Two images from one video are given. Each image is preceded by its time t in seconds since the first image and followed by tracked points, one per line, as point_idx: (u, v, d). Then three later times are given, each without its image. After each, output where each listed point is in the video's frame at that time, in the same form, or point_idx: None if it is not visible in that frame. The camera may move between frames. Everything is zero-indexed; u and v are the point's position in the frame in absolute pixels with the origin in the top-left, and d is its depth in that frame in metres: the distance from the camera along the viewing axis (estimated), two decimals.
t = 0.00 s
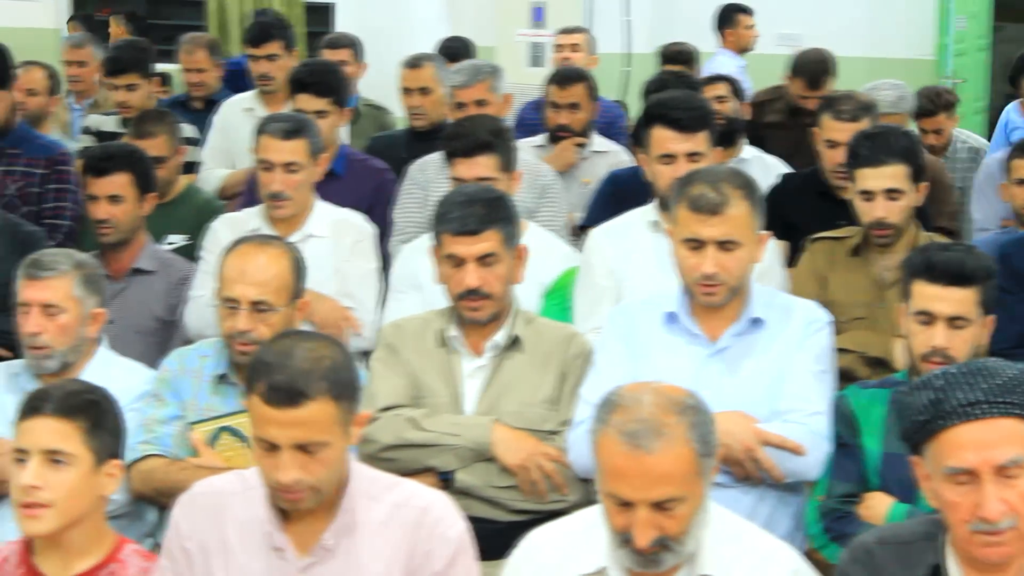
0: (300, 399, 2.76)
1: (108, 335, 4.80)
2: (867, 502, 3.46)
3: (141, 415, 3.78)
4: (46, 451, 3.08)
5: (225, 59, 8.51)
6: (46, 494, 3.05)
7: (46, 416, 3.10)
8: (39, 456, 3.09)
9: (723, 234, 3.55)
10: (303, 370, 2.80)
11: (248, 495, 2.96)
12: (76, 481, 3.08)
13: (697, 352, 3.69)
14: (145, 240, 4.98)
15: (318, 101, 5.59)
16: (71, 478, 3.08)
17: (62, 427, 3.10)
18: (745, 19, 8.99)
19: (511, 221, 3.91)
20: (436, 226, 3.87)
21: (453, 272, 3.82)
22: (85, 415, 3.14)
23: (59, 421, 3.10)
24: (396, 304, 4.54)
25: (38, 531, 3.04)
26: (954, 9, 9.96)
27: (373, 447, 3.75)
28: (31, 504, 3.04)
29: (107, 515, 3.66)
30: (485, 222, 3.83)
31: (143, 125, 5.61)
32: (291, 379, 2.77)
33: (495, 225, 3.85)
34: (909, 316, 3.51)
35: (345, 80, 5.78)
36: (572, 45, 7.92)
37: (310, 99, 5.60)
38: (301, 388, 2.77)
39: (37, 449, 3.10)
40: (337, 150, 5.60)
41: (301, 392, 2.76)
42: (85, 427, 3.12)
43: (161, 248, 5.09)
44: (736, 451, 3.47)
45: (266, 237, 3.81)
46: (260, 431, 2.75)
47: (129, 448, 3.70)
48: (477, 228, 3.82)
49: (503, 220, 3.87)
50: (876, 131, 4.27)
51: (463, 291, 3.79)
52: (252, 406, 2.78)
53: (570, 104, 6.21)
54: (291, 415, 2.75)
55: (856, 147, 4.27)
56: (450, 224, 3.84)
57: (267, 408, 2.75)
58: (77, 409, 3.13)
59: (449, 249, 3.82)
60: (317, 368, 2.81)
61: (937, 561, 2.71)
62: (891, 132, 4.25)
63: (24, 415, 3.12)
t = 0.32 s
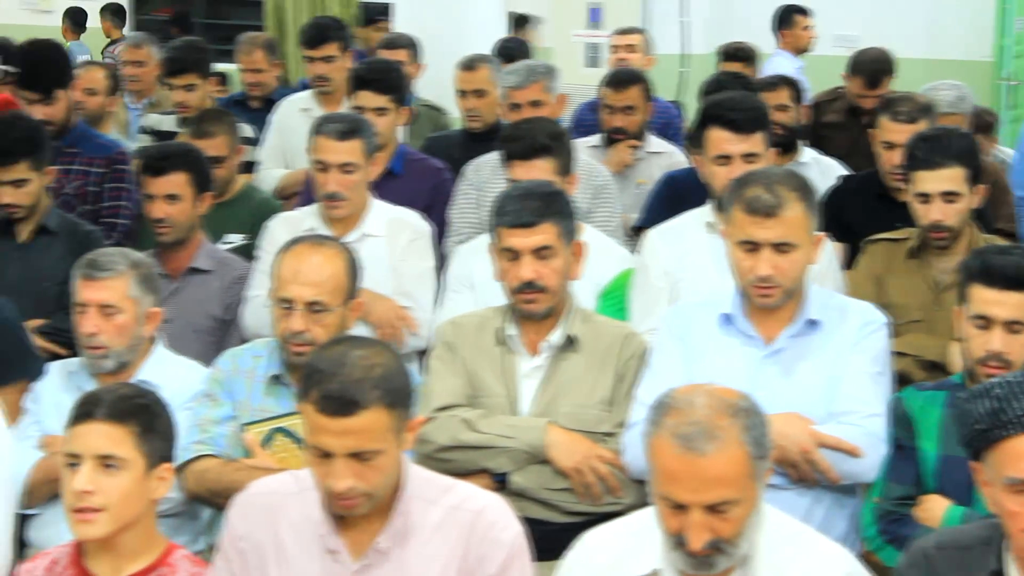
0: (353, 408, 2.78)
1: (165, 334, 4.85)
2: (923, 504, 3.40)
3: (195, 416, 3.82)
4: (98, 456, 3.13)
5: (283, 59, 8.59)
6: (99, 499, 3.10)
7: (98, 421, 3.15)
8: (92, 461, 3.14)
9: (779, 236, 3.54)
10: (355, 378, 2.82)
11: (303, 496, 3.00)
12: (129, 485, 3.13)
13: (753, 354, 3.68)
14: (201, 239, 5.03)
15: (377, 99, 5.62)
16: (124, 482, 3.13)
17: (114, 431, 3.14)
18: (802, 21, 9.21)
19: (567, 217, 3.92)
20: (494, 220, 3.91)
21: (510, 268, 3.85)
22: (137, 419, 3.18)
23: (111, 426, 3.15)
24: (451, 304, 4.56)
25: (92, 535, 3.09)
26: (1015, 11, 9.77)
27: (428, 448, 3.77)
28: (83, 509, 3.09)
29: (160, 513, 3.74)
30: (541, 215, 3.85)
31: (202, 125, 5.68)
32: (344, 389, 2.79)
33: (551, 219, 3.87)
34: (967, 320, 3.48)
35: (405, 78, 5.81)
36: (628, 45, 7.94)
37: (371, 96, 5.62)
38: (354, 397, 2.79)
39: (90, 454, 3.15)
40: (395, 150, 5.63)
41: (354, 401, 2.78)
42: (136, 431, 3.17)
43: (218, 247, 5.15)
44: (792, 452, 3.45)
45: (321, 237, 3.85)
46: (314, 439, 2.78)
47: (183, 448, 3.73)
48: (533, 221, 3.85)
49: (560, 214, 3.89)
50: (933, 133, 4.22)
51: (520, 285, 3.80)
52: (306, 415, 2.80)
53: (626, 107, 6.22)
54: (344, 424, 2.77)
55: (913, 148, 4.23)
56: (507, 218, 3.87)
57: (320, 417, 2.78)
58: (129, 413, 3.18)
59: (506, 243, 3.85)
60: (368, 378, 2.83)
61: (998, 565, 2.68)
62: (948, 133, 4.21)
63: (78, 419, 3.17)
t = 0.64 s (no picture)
0: (409, 407, 2.81)
1: (221, 332, 4.92)
2: (979, 506, 3.38)
3: (250, 417, 3.87)
4: (147, 455, 3.18)
5: (338, 59, 8.66)
6: (149, 497, 3.14)
7: (148, 421, 3.20)
8: (142, 460, 3.19)
9: (833, 237, 3.53)
10: (411, 378, 2.84)
11: (357, 496, 3.03)
12: (179, 484, 3.18)
13: (806, 355, 3.67)
14: (256, 238, 5.08)
15: (432, 96, 5.64)
16: (175, 480, 3.18)
17: (163, 431, 3.20)
18: (858, 21, 9.23)
19: (622, 215, 3.93)
20: (548, 217, 3.93)
21: (564, 269, 3.86)
22: (186, 418, 3.23)
23: (161, 425, 3.20)
24: (504, 303, 4.58)
25: (143, 534, 3.14)
26: None
27: (481, 447, 3.79)
28: (135, 508, 3.13)
29: (213, 511, 3.80)
30: (597, 212, 3.87)
31: (259, 125, 5.74)
32: (400, 388, 2.82)
33: (606, 217, 3.89)
34: None
35: (461, 77, 5.83)
36: (684, 46, 7.94)
37: (425, 94, 5.65)
38: (410, 397, 2.81)
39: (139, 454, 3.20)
40: (450, 148, 5.66)
41: (409, 400, 2.81)
42: (186, 430, 3.22)
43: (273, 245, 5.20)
44: (846, 453, 3.44)
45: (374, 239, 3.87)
46: (370, 437, 2.81)
47: (239, 448, 3.79)
48: (589, 218, 3.87)
49: (614, 213, 3.91)
50: (991, 134, 4.17)
51: (574, 282, 3.82)
52: (363, 414, 2.83)
53: (682, 108, 6.23)
54: (400, 423, 2.80)
55: (970, 150, 4.19)
56: (561, 215, 3.89)
57: (376, 416, 2.81)
58: (178, 412, 3.23)
59: (561, 240, 3.87)
60: (425, 377, 2.86)
61: None
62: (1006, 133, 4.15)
63: (127, 420, 3.23)
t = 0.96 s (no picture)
0: (447, 407, 2.83)
1: (259, 332, 4.93)
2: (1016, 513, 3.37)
3: (290, 415, 3.91)
4: (183, 458, 3.21)
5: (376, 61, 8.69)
6: (187, 500, 3.17)
7: (182, 425, 3.22)
8: (177, 464, 3.21)
9: (870, 241, 3.52)
10: (450, 378, 2.86)
11: (395, 496, 3.05)
12: (216, 485, 3.20)
13: (843, 357, 3.67)
14: (295, 238, 5.11)
15: (469, 98, 5.67)
16: (211, 482, 3.20)
17: (198, 434, 3.22)
18: (898, 23, 9.18)
19: (659, 216, 3.94)
20: (585, 218, 3.94)
21: (601, 270, 3.87)
22: (219, 419, 3.26)
23: (195, 428, 3.22)
24: (539, 305, 4.60)
25: (181, 535, 3.16)
26: None
27: (518, 448, 3.81)
28: (172, 510, 3.16)
29: (251, 511, 3.82)
30: (633, 213, 3.88)
31: (298, 126, 5.78)
32: (439, 388, 2.84)
33: (643, 217, 3.89)
34: None
35: (499, 78, 5.85)
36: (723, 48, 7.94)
37: (463, 95, 5.68)
38: (448, 397, 2.83)
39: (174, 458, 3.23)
40: (488, 150, 5.68)
41: (447, 400, 2.83)
42: (220, 431, 3.24)
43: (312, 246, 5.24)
44: (883, 456, 3.43)
45: (412, 240, 3.90)
46: (407, 437, 2.83)
47: (278, 445, 3.82)
48: (625, 219, 3.88)
49: (651, 214, 3.91)
50: None
51: (611, 283, 3.83)
52: (400, 413, 2.85)
53: (723, 110, 6.21)
54: (438, 423, 2.82)
55: (1010, 152, 4.17)
56: (598, 216, 3.90)
57: (414, 416, 2.83)
58: (211, 414, 3.25)
59: (598, 241, 3.88)
60: (464, 377, 2.88)
61: None
62: None
63: (162, 421, 3.25)
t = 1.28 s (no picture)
0: (472, 413, 2.84)
1: (281, 340, 4.95)
2: None
3: (316, 419, 3.93)
4: (204, 484, 3.18)
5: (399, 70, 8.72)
6: (215, 522, 3.15)
7: (196, 452, 3.19)
8: (199, 489, 3.19)
9: (891, 250, 3.52)
10: (475, 384, 2.88)
11: (419, 502, 3.06)
12: (241, 504, 3.19)
13: (866, 367, 3.67)
14: (317, 246, 5.13)
15: (490, 106, 5.70)
16: (235, 502, 3.18)
17: (214, 459, 3.19)
18: (919, 32, 9.17)
19: (681, 224, 3.95)
20: (607, 226, 3.95)
21: (623, 278, 3.88)
22: (233, 439, 3.21)
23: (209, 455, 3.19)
24: (561, 314, 4.61)
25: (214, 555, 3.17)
26: None
27: (540, 457, 3.81)
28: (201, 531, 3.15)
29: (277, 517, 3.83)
30: (656, 221, 3.89)
31: (322, 134, 5.81)
32: (464, 393, 2.85)
33: (665, 225, 3.90)
34: None
35: (520, 86, 5.87)
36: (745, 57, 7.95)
37: (484, 103, 5.71)
38: (473, 402, 2.85)
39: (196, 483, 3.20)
40: (509, 158, 5.70)
41: (471, 406, 2.84)
42: (235, 451, 3.20)
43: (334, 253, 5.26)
44: (905, 466, 3.43)
45: (436, 246, 3.91)
46: (432, 442, 2.84)
47: (304, 448, 3.84)
48: (647, 227, 3.88)
49: (673, 222, 3.92)
50: None
51: (634, 291, 3.83)
52: (425, 418, 2.86)
53: (746, 117, 6.22)
54: (463, 428, 2.83)
55: None
56: (620, 224, 3.91)
57: (438, 420, 2.84)
58: (223, 436, 3.20)
59: (620, 249, 3.88)
60: (489, 383, 2.89)
61: None
62: None
63: (176, 450, 3.21)
